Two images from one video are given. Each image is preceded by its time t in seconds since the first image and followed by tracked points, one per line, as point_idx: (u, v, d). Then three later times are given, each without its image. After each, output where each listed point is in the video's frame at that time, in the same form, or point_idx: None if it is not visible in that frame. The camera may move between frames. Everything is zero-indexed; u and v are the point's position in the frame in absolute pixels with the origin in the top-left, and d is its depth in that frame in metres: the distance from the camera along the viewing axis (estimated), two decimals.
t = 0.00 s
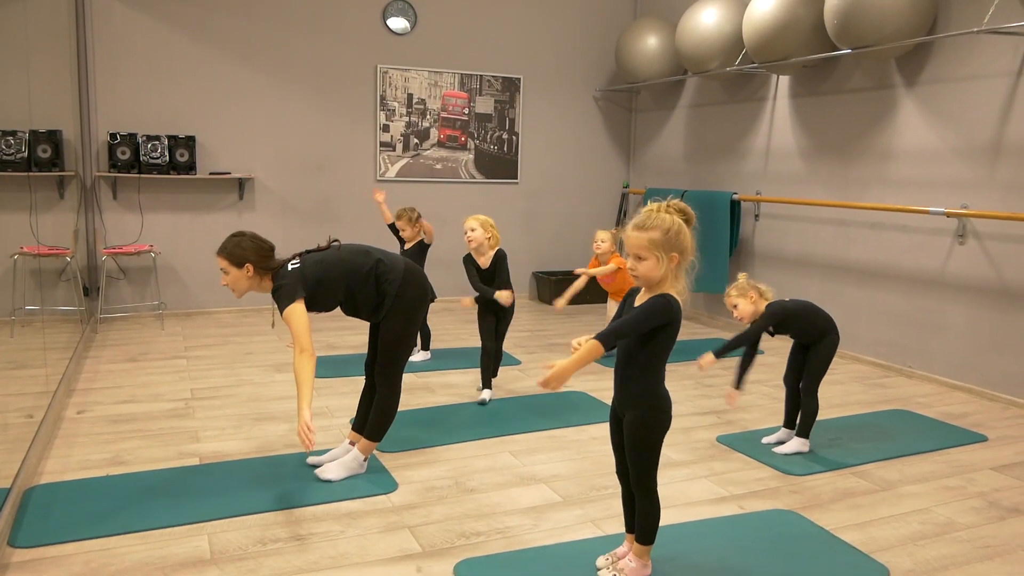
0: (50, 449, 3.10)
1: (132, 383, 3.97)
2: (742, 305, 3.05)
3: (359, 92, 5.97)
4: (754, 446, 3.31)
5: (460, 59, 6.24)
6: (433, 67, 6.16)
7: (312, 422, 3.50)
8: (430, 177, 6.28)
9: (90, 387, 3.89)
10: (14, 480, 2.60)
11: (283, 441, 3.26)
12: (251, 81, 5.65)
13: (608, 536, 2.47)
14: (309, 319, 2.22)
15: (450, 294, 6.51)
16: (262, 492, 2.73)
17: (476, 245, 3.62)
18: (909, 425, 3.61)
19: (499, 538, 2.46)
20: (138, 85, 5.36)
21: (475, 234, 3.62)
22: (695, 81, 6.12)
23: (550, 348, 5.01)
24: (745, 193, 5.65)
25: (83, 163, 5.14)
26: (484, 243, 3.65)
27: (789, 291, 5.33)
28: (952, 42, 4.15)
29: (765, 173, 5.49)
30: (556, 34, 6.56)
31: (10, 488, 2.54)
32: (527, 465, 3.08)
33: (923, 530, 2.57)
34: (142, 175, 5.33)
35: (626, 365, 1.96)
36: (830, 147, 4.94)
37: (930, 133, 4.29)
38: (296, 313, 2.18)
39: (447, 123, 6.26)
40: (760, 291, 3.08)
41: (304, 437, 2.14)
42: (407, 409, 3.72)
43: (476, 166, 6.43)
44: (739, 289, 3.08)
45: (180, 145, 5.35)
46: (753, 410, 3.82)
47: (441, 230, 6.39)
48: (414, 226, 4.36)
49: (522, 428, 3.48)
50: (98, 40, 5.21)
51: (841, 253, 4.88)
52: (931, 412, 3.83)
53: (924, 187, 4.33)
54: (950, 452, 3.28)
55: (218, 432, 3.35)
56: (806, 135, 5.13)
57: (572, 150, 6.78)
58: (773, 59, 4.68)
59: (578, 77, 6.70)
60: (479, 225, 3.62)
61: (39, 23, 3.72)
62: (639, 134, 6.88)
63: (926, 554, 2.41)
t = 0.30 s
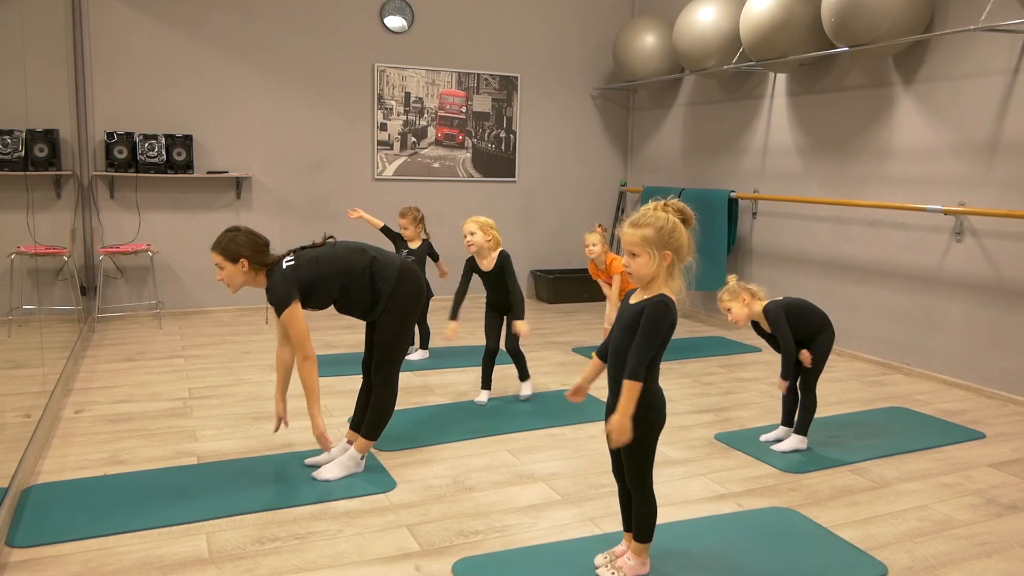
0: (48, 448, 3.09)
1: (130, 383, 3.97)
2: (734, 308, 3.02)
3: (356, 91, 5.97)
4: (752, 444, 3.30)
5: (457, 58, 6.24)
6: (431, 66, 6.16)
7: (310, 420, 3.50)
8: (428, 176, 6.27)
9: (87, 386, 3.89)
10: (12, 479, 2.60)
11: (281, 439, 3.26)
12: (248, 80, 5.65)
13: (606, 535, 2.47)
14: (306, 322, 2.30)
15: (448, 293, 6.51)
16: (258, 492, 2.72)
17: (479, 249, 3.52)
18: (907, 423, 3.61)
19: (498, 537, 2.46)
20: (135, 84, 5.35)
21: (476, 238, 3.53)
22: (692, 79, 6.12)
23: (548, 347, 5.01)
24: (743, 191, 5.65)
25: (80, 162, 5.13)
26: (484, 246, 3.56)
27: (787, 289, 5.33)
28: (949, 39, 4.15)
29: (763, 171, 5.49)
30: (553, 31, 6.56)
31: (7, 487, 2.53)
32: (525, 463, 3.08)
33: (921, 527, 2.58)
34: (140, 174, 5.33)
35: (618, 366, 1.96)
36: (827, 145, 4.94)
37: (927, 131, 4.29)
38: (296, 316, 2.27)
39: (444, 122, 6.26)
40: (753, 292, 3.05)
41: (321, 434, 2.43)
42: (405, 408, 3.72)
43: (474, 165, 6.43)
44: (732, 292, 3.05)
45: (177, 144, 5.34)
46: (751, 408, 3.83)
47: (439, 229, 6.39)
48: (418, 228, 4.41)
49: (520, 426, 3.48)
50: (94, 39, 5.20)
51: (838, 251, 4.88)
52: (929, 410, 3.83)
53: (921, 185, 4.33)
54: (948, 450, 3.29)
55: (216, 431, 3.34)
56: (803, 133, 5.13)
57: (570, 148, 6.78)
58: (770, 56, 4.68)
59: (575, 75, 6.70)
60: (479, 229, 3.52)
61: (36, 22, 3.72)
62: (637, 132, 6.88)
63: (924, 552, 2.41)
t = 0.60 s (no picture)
0: (48, 448, 3.09)
1: (130, 382, 3.97)
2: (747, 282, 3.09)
3: (356, 91, 5.97)
4: (752, 443, 3.30)
5: (457, 58, 6.24)
6: (430, 65, 6.15)
7: (310, 420, 3.50)
8: (427, 176, 6.28)
9: (87, 387, 3.89)
10: (13, 479, 2.60)
11: (281, 439, 3.26)
12: (248, 80, 5.65)
13: (606, 534, 2.47)
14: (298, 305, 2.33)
15: (449, 293, 6.51)
16: (258, 492, 2.72)
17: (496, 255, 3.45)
18: (907, 422, 3.61)
19: (498, 536, 2.46)
20: (135, 84, 5.35)
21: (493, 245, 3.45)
22: (692, 79, 6.12)
23: (548, 347, 5.01)
24: (743, 191, 5.65)
25: (80, 162, 5.14)
26: (501, 254, 3.47)
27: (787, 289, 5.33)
28: (948, 38, 4.14)
29: (762, 171, 5.49)
30: (553, 31, 6.56)
31: (8, 487, 2.54)
32: (525, 463, 3.08)
33: (921, 527, 2.58)
34: (139, 175, 5.33)
35: (616, 362, 1.96)
36: (827, 144, 4.94)
37: (927, 129, 4.29)
38: (290, 296, 2.29)
39: (444, 122, 6.26)
40: (773, 271, 3.09)
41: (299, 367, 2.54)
42: (404, 408, 3.71)
43: (474, 164, 6.43)
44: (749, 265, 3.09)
45: (177, 145, 5.34)
46: (751, 407, 3.82)
47: (439, 229, 6.39)
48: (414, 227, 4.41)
49: (519, 426, 3.48)
50: (94, 40, 5.20)
51: (838, 250, 4.88)
52: (929, 409, 3.83)
53: (921, 184, 4.33)
54: (948, 449, 3.29)
55: (216, 431, 3.35)
56: (803, 132, 5.13)
57: (569, 148, 6.78)
58: (769, 55, 4.68)
59: (574, 75, 6.70)
60: (494, 236, 3.43)
61: (36, 23, 3.72)
62: (637, 132, 6.88)
63: (925, 551, 2.40)
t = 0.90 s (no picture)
0: (49, 448, 3.09)
1: (131, 382, 3.97)
2: (779, 251, 3.01)
3: (357, 91, 5.97)
4: (754, 443, 3.30)
5: (458, 57, 6.24)
6: (431, 65, 6.16)
7: (311, 420, 3.50)
8: (429, 176, 6.28)
9: (89, 386, 3.89)
10: (14, 478, 2.60)
11: (283, 439, 3.26)
12: (249, 80, 5.65)
13: (608, 534, 2.47)
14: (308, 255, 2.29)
15: (450, 293, 6.51)
16: (260, 491, 2.72)
17: (513, 248, 3.46)
18: (909, 422, 3.60)
19: (499, 536, 2.46)
20: (137, 84, 5.35)
21: (511, 238, 3.45)
22: (693, 78, 6.12)
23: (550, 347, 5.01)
24: (744, 190, 5.65)
25: (82, 162, 5.14)
26: (519, 247, 3.47)
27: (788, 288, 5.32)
28: (950, 37, 4.14)
29: (764, 170, 5.49)
30: (554, 31, 6.56)
31: (10, 486, 2.54)
32: (527, 463, 3.07)
33: (924, 527, 2.57)
34: (141, 175, 5.33)
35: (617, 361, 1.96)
36: (829, 144, 4.93)
37: (929, 128, 4.29)
38: (298, 240, 2.26)
39: (445, 121, 6.26)
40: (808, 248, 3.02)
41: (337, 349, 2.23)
42: (406, 407, 3.71)
43: (476, 164, 6.43)
44: (790, 236, 3.02)
45: (178, 144, 5.35)
46: (752, 407, 3.82)
47: (440, 229, 6.39)
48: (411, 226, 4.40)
49: (521, 425, 3.48)
50: (95, 40, 5.21)
51: (839, 250, 4.88)
52: (932, 409, 3.82)
53: (923, 183, 4.32)
54: (949, 448, 3.28)
55: (217, 430, 3.35)
56: (804, 131, 5.13)
57: (571, 148, 6.78)
58: (771, 54, 4.68)
59: (576, 74, 6.70)
60: (511, 229, 3.42)
61: (37, 23, 3.72)
62: (638, 131, 6.88)
63: (927, 551, 2.40)
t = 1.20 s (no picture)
0: (51, 449, 3.09)
1: (133, 383, 3.98)
2: (806, 248, 2.95)
3: (358, 91, 5.97)
4: (756, 443, 3.30)
5: (459, 58, 6.24)
6: (432, 65, 6.16)
7: (313, 420, 3.51)
8: (430, 176, 6.28)
9: (91, 387, 3.89)
10: (16, 478, 2.60)
11: (284, 439, 3.26)
12: (250, 80, 5.66)
13: (610, 534, 2.47)
14: (318, 193, 2.32)
15: (452, 294, 6.51)
16: (262, 492, 2.72)
17: (525, 236, 3.49)
18: (911, 421, 3.60)
19: (501, 536, 2.46)
20: (138, 85, 5.36)
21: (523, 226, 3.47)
22: (694, 78, 6.12)
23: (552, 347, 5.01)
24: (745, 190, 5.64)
25: (83, 163, 5.15)
26: (531, 235, 3.50)
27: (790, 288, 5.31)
28: (951, 36, 4.14)
29: (765, 169, 5.48)
30: (555, 31, 6.56)
31: (12, 487, 2.54)
32: (528, 463, 3.07)
33: (925, 527, 2.57)
34: (143, 175, 5.33)
35: (616, 358, 1.97)
36: (830, 143, 4.93)
37: (930, 128, 4.28)
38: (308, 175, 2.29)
39: (447, 121, 6.26)
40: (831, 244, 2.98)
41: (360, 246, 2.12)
42: (407, 408, 3.72)
43: (477, 164, 6.43)
44: (822, 232, 2.95)
45: (180, 145, 5.35)
46: (754, 407, 3.82)
47: (442, 229, 6.39)
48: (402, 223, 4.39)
49: (522, 425, 3.48)
50: (97, 40, 5.21)
51: (841, 249, 4.87)
52: (934, 408, 3.81)
53: (924, 183, 4.32)
54: (952, 448, 3.28)
55: (219, 431, 3.35)
56: (805, 131, 5.13)
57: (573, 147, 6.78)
58: (772, 54, 4.68)
59: (577, 75, 6.70)
60: (524, 217, 3.44)
61: (38, 24, 3.72)
62: (639, 131, 6.88)
63: (929, 551, 2.40)
